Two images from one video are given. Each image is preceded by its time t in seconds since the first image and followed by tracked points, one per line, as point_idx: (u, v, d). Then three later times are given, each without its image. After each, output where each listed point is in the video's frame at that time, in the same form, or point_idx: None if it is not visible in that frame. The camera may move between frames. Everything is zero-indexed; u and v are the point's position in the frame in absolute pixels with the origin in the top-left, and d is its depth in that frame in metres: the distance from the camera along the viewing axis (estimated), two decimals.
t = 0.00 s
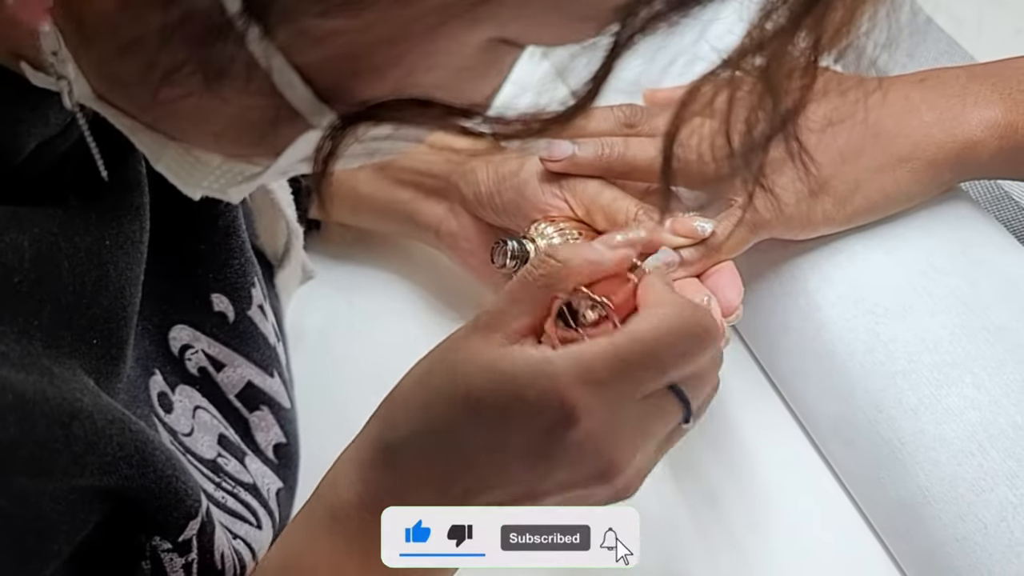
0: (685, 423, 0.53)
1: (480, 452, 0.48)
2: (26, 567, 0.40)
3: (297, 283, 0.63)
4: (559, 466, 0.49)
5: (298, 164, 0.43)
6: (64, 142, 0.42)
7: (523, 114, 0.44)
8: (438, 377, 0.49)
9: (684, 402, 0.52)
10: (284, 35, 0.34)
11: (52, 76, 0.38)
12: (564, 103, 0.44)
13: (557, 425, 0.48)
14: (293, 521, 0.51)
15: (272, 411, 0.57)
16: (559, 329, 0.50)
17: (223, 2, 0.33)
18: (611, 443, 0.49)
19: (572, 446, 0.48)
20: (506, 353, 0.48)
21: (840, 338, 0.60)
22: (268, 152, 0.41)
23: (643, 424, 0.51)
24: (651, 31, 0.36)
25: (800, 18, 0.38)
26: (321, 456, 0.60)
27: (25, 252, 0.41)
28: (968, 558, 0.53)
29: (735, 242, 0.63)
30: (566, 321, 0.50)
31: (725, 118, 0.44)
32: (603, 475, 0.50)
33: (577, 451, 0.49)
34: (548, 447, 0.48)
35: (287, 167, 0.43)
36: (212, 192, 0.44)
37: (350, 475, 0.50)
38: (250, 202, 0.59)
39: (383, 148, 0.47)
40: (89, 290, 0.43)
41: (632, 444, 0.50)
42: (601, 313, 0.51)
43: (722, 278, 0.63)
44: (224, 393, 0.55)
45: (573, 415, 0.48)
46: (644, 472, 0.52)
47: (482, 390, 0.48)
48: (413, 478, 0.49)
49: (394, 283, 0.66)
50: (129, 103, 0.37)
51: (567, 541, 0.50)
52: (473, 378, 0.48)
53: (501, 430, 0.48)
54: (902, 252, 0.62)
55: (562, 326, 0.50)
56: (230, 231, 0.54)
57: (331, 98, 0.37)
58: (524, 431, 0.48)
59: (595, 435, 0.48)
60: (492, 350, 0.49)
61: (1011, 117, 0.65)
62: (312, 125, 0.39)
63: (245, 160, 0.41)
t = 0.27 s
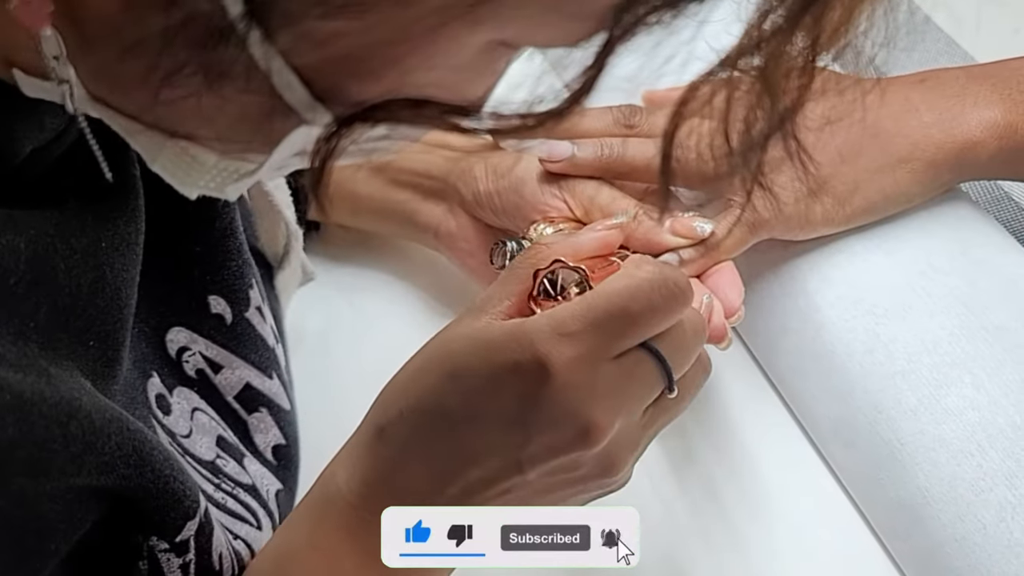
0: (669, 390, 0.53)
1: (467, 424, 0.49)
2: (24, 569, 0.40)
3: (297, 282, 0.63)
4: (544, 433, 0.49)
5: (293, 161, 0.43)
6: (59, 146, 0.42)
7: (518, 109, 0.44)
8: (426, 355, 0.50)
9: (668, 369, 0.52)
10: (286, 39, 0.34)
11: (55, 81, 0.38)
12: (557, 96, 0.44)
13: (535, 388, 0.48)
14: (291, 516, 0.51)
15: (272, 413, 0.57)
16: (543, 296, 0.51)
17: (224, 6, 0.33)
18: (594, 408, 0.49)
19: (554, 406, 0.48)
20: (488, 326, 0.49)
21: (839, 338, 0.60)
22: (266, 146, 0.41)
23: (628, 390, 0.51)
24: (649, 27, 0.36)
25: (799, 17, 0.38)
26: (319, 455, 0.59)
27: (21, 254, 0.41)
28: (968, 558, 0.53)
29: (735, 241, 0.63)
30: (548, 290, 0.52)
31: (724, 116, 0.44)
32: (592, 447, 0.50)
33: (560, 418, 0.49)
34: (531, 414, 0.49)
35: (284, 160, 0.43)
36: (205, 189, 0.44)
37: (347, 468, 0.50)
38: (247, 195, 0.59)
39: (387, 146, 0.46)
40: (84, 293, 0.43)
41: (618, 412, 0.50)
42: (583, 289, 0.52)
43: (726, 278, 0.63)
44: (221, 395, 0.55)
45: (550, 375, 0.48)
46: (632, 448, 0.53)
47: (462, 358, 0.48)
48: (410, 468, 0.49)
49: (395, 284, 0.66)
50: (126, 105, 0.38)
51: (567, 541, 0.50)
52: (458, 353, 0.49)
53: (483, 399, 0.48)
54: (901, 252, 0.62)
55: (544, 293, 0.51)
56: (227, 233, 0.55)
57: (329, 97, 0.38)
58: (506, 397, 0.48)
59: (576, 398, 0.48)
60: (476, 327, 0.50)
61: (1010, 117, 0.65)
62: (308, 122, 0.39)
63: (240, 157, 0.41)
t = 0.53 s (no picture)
0: (668, 393, 0.54)
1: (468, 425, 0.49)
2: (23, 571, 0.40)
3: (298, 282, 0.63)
4: (547, 437, 0.49)
5: (296, 158, 0.43)
6: (57, 149, 0.43)
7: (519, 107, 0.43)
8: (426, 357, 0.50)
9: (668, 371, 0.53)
10: (290, 39, 0.34)
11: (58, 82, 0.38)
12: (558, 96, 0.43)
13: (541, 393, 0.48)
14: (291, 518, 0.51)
15: (271, 414, 0.57)
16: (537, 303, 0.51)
17: (229, 7, 0.33)
18: (599, 413, 0.50)
19: (559, 412, 0.49)
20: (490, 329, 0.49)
21: (837, 338, 0.61)
22: (268, 145, 0.41)
23: (630, 394, 0.51)
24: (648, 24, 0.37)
25: (796, 14, 0.38)
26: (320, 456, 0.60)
27: (19, 259, 0.41)
28: (965, 557, 0.53)
29: (733, 240, 0.63)
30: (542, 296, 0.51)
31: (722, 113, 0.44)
32: (596, 450, 0.50)
33: (564, 422, 0.49)
34: (536, 419, 0.49)
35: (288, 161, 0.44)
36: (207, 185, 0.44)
37: (346, 470, 0.50)
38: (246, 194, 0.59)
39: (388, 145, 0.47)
40: (83, 296, 0.43)
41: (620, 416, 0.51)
42: (579, 295, 0.52)
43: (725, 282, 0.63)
44: (220, 396, 0.55)
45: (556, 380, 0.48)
46: (633, 449, 0.53)
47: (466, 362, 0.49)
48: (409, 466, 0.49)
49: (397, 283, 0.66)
50: (129, 107, 0.38)
51: (567, 541, 0.50)
52: (461, 357, 0.49)
53: (487, 403, 0.49)
54: (899, 252, 0.63)
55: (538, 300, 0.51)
56: (225, 235, 0.55)
57: (330, 97, 0.38)
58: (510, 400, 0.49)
59: (581, 403, 0.49)
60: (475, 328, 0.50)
61: (1007, 117, 0.65)
62: (311, 123, 0.39)
63: (243, 153, 0.42)
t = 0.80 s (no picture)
0: (671, 399, 0.54)
1: (474, 437, 0.49)
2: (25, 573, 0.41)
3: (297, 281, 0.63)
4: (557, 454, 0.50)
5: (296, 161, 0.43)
6: (54, 150, 0.43)
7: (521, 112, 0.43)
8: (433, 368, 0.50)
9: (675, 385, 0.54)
10: (288, 43, 0.34)
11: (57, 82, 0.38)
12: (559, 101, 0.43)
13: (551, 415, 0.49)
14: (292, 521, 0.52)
15: (272, 412, 0.57)
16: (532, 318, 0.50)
17: (226, 13, 0.33)
18: (607, 431, 0.51)
19: (570, 433, 0.50)
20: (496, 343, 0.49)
21: (837, 337, 0.61)
22: (267, 151, 0.41)
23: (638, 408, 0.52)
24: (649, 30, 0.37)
25: (794, 17, 0.38)
26: (321, 454, 0.60)
27: (18, 259, 0.41)
28: (966, 554, 0.53)
29: (733, 238, 0.64)
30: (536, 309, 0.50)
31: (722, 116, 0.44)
32: (604, 465, 0.51)
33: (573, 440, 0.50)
34: (547, 438, 0.50)
35: (289, 163, 0.44)
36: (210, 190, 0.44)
37: (346, 477, 0.51)
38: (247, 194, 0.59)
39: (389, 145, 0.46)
40: (84, 296, 0.43)
41: (628, 431, 0.52)
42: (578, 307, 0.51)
43: (719, 275, 0.63)
44: (222, 394, 0.55)
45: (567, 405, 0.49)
46: (638, 462, 0.54)
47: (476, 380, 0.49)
48: (414, 473, 0.50)
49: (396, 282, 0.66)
50: (127, 108, 0.38)
51: (567, 541, 0.50)
52: (469, 370, 0.49)
53: (496, 421, 0.49)
54: (899, 250, 0.63)
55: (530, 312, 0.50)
56: (225, 233, 0.55)
57: (329, 101, 0.38)
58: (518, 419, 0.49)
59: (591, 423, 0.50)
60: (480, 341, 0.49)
61: (1007, 116, 0.65)
62: (310, 127, 0.39)
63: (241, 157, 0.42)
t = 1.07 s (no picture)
0: (665, 389, 0.54)
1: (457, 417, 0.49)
2: (24, 568, 0.40)
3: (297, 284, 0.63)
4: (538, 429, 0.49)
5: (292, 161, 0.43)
6: (54, 152, 0.43)
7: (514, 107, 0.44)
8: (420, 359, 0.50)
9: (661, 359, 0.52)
10: (283, 36, 0.34)
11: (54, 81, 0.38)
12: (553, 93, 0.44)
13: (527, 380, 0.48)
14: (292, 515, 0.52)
15: (272, 415, 0.57)
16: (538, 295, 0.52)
17: (222, 5, 0.34)
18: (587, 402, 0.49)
19: (547, 402, 0.49)
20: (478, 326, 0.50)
21: (838, 340, 0.61)
22: (264, 150, 0.41)
23: (622, 380, 0.51)
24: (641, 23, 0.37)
25: (787, 8, 0.38)
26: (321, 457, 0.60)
27: (16, 259, 0.41)
28: (966, 558, 0.53)
29: (733, 240, 0.63)
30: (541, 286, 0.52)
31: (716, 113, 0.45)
32: (586, 441, 0.50)
33: (553, 412, 0.49)
34: (525, 409, 0.49)
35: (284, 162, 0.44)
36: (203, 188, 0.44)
37: (346, 465, 0.50)
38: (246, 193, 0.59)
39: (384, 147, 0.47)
40: (81, 297, 0.43)
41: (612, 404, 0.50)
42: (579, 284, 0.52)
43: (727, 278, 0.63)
44: (221, 397, 0.55)
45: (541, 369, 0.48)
46: (627, 445, 0.53)
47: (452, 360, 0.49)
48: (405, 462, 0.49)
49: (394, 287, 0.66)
50: (124, 109, 0.38)
51: (567, 541, 0.50)
52: (454, 354, 0.49)
53: (474, 396, 0.49)
54: (899, 253, 0.63)
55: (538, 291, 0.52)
56: (225, 236, 0.55)
57: (324, 97, 0.38)
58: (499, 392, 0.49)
59: (569, 388, 0.49)
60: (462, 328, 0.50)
61: (1008, 119, 0.65)
62: (307, 124, 0.39)
63: (239, 157, 0.42)
